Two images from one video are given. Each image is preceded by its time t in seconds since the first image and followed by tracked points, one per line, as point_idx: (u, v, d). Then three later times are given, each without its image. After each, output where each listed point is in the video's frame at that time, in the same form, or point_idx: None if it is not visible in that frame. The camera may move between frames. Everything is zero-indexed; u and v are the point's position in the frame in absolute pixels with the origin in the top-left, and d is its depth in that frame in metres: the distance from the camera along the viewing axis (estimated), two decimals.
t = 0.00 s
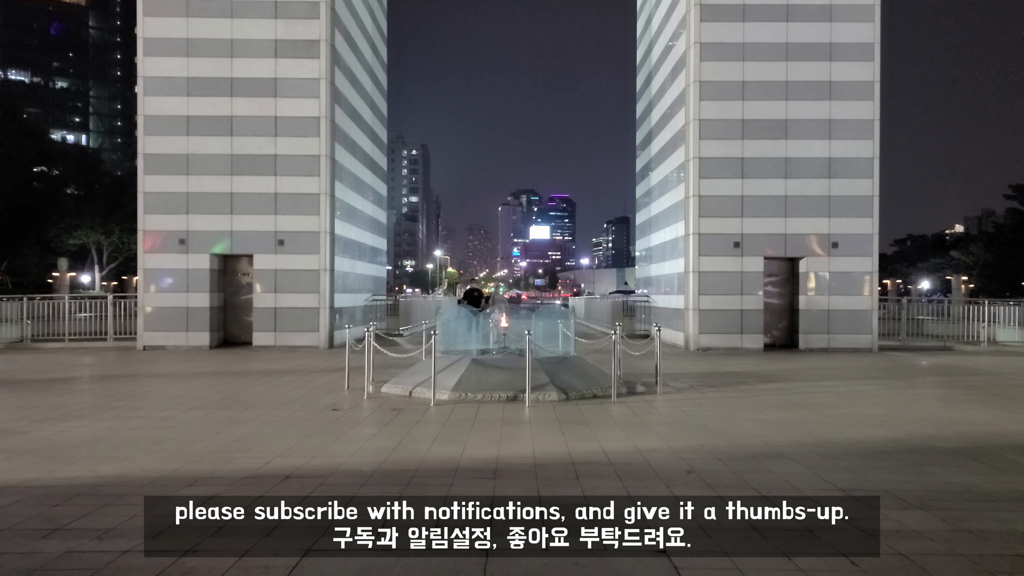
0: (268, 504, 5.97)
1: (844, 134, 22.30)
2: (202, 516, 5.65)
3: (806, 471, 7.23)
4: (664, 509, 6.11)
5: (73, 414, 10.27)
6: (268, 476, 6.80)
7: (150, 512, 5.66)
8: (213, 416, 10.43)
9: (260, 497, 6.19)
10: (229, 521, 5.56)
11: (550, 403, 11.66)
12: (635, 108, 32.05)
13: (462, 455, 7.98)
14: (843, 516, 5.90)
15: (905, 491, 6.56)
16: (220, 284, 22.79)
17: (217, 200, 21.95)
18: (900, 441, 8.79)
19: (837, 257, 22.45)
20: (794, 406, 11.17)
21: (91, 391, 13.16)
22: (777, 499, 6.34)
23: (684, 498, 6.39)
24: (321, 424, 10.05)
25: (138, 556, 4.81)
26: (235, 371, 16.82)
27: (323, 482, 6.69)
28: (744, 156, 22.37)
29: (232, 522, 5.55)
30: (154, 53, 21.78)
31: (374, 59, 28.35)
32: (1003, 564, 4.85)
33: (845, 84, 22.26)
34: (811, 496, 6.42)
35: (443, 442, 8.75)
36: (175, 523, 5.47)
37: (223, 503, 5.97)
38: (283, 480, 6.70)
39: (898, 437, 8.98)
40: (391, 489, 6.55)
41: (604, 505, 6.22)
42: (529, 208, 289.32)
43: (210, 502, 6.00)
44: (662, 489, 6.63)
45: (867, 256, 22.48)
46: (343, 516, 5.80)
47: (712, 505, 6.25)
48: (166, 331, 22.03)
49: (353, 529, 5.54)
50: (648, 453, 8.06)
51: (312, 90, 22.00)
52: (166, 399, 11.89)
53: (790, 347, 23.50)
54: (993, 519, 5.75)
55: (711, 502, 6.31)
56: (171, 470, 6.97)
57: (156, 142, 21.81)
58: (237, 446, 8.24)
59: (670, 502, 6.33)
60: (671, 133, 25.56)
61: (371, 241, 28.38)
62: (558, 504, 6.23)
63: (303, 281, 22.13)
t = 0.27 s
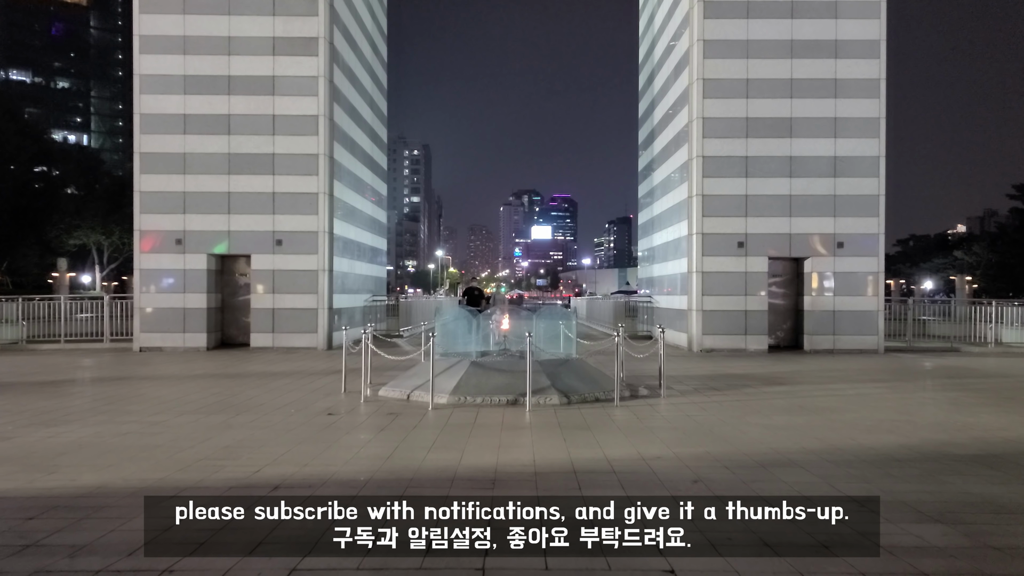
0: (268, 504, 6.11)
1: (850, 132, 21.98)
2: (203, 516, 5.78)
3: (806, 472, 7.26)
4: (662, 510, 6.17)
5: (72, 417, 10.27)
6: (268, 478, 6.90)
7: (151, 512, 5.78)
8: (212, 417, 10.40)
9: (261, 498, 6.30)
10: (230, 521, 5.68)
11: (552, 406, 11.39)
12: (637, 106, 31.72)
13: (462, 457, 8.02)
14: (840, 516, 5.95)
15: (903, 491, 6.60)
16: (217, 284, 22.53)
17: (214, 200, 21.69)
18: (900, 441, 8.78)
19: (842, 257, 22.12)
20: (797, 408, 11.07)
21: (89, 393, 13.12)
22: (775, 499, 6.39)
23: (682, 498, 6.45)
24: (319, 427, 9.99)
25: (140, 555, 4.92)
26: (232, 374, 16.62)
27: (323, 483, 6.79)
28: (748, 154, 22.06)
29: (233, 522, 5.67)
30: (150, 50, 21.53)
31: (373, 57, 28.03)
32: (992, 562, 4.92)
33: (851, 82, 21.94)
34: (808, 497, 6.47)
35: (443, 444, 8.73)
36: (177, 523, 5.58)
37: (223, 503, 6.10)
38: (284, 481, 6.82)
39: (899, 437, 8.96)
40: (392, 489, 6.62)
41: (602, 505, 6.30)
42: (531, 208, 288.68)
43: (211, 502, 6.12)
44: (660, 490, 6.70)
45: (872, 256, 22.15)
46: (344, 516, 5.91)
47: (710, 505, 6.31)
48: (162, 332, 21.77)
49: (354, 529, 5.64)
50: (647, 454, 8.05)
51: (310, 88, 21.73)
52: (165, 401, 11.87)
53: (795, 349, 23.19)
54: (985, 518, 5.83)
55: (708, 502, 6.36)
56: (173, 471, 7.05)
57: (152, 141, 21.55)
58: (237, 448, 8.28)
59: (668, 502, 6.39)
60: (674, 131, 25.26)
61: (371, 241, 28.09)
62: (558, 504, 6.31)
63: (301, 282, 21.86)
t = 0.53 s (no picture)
0: (268, 504, 6.12)
1: (853, 129, 21.67)
2: (202, 516, 5.80)
3: (813, 473, 7.14)
4: (665, 509, 6.11)
5: (64, 417, 10.16)
6: (264, 480, 6.89)
7: (148, 514, 5.78)
8: (206, 417, 10.28)
9: (258, 498, 6.32)
10: (229, 521, 5.70)
11: (551, 408, 11.12)
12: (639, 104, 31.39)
13: (462, 457, 7.97)
14: (846, 517, 5.85)
15: (907, 490, 6.51)
16: (213, 283, 22.26)
17: (209, 198, 21.42)
18: (902, 439, 8.68)
19: (846, 255, 21.82)
20: (800, 409, 10.85)
21: (82, 393, 12.97)
22: (780, 499, 6.31)
23: (684, 498, 6.38)
24: (314, 427, 9.87)
25: (134, 556, 4.93)
26: (227, 373, 16.39)
27: (320, 484, 6.77)
28: (750, 151, 21.76)
29: (231, 521, 5.69)
30: (145, 47, 21.29)
31: (372, 53, 27.72)
32: (993, 561, 4.89)
33: (855, 78, 21.62)
34: (813, 497, 6.38)
35: (437, 446, 8.66)
36: (173, 522, 5.62)
37: (223, 503, 6.12)
38: (282, 482, 6.82)
39: (901, 437, 8.84)
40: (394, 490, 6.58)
41: (603, 505, 6.24)
42: (531, 208, 288.17)
43: (211, 502, 6.15)
44: (660, 488, 6.67)
45: (876, 254, 21.84)
46: (343, 516, 5.90)
47: (713, 504, 6.23)
48: (157, 332, 21.50)
49: (353, 529, 5.63)
50: (647, 455, 7.92)
51: (307, 85, 21.45)
52: (159, 401, 11.74)
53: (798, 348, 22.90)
54: (987, 517, 5.78)
55: (712, 502, 6.28)
56: (170, 472, 7.02)
57: (147, 139, 21.30)
58: (232, 449, 8.20)
59: (672, 502, 6.33)
60: (675, 129, 24.94)
61: (369, 240, 27.81)
62: (560, 503, 6.26)
63: (297, 281, 21.58)
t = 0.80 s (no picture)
0: (269, 504, 6.24)
1: (855, 128, 21.39)
2: (203, 516, 5.93)
3: (807, 474, 7.20)
4: (660, 510, 6.19)
5: (56, 420, 10.08)
6: (259, 481, 6.97)
7: (146, 515, 5.88)
8: (199, 420, 10.20)
9: (256, 498, 6.43)
10: (229, 521, 5.82)
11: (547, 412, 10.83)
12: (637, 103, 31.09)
13: (458, 460, 8.03)
14: (840, 516, 5.92)
15: (898, 490, 6.57)
16: (206, 284, 21.97)
17: (202, 197, 21.13)
18: (906, 445, 8.47)
19: (847, 255, 21.54)
20: (800, 413, 10.63)
21: (72, 396, 12.82)
22: (774, 499, 6.38)
23: (682, 499, 6.46)
24: (302, 433, 9.60)
25: (137, 556, 5.04)
26: (219, 375, 16.17)
27: (316, 485, 6.87)
28: (750, 151, 21.48)
29: (233, 521, 5.82)
30: (137, 45, 20.99)
31: (367, 51, 27.40)
32: (982, 558, 4.99)
33: (856, 76, 21.35)
34: (809, 497, 6.45)
35: (429, 454, 8.33)
36: (177, 522, 5.74)
37: (224, 503, 6.25)
38: (279, 483, 6.91)
39: (906, 442, 8.62)
40: (394, 491, 6.70)
41: (602, 505, 6.34)
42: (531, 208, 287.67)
43: (212, 502, 6.28)
44: (653, 489, 6.78)
45: (878, 255, 21.55)
46: (344, 516, 6.03)
47: (711, 505, 6.30)
48: (149, 333, 21.20)
49: (354, 529, 5.75)
50: (644, 459, 7.83)
51: (301, 83, 21.16)
52: (152, 403, 11.65)
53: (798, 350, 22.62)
54: (977, 515, 5.88)
55: (708, 502, 6.35)
56: (164, 474, 7.06)
57: (139, 137, 21.00)
58: (226, 452, 8.18)
59: (669, 502, 6.41)
60: (674, 128, 24.63)
61: (365, 240, 27.53)
62: (558, 504, 6.37)
63: (291, 282, 21.29)
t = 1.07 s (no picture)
0: (262, 505, 6.16)
1: (856, 126, 21.14)
2: (202, 516, 5.89)
3: (810, 475, 7.09)
4: (662, 510, 6.12)
5: (44, 421, 9.90)
6: (253, 481, 6.88)
7: (140, 516, 5.80)
8: (189, 421, 10.01)
9: (252, 499, 6.35)
10: (230, 521, 5.78)
11: (542, 414, 10.56)
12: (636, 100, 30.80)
13: (452, 461, 7.91)
14: (842, 517, 5.83)
15: (902, 492, 6.46)
16: (198, 284, 21.68)
17: (195, 196, 20.83)
18: (912, 447, 8.27)
19: (848, 255, 21.29)
20: (803, 415, 10.40)
21: (61, 397, 12.61)
22: (775, 500, 6.28)
23: (681, 500, 6.36)
24: (291, 436, 9.32)
25: (125, 558, 4.97)
26: (211, 375, 15.92)
27: (311, 485, 6.79)
28: (750, 148, 21.22)
29: (225, 522, 5.75)
30: (128, 41, 20.70)
31: (362, 48, 27.08)
32: (986, 560, 4.90)
33: (857, 73, 21.09)
34: (810, 498, 6.36)
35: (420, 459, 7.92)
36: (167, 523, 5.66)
37: (223, 503, 6.21)
38: (273, 484, 6.82)
39: (915, 446, 8.37)
40: (395, 490, 6.66)
41: (602, 506, 6.25)
42: (529, 208, 287.36)
43: (211, 502, 6.24)
44: (652, 489, 6.71)
45: (879, 254, 21.30)
46: (343, 516, 5.97)
47: (710, 506, 6.22)
48: (141, 334, 20.90)
49: (354, 529, 5.69)
50: (642, 460, 7.71)
51: (295, 80, 20.87)
52: (143, 404, 11.46)
53: (799, 350, 22.37)
54: (982, 516, 5.78)
55: (711, 502, 6.29)
56: (154, 477, 6.94)
57: (130, 135, 20.70)
58: (217, 453, 8.04)
59: (669, 503, 6.32)
60: (673, 126, 24.34)
61: (361, 239, 27.23)
62: (557, 504, 6.27)
63: (285, 281, 20.99)
